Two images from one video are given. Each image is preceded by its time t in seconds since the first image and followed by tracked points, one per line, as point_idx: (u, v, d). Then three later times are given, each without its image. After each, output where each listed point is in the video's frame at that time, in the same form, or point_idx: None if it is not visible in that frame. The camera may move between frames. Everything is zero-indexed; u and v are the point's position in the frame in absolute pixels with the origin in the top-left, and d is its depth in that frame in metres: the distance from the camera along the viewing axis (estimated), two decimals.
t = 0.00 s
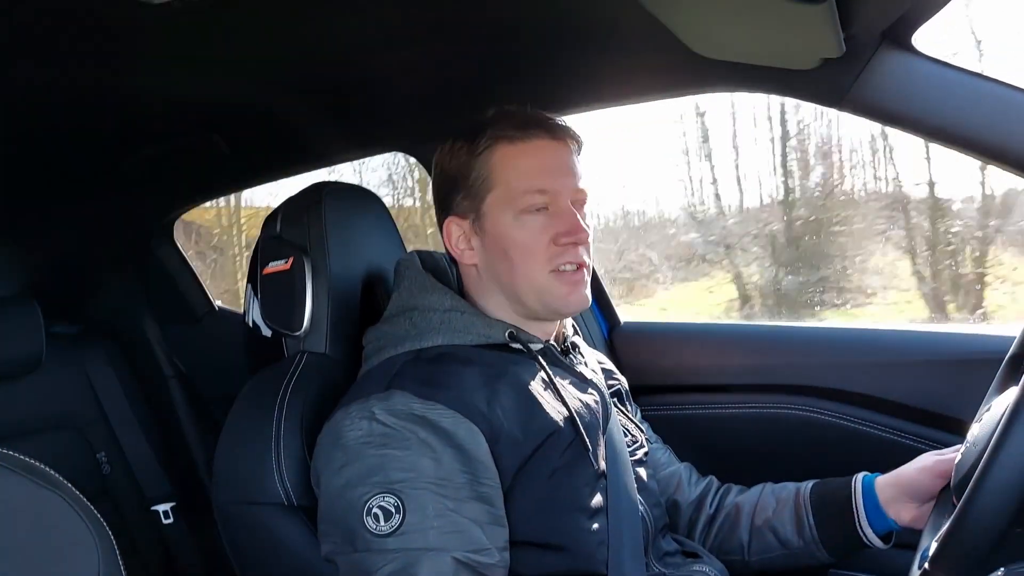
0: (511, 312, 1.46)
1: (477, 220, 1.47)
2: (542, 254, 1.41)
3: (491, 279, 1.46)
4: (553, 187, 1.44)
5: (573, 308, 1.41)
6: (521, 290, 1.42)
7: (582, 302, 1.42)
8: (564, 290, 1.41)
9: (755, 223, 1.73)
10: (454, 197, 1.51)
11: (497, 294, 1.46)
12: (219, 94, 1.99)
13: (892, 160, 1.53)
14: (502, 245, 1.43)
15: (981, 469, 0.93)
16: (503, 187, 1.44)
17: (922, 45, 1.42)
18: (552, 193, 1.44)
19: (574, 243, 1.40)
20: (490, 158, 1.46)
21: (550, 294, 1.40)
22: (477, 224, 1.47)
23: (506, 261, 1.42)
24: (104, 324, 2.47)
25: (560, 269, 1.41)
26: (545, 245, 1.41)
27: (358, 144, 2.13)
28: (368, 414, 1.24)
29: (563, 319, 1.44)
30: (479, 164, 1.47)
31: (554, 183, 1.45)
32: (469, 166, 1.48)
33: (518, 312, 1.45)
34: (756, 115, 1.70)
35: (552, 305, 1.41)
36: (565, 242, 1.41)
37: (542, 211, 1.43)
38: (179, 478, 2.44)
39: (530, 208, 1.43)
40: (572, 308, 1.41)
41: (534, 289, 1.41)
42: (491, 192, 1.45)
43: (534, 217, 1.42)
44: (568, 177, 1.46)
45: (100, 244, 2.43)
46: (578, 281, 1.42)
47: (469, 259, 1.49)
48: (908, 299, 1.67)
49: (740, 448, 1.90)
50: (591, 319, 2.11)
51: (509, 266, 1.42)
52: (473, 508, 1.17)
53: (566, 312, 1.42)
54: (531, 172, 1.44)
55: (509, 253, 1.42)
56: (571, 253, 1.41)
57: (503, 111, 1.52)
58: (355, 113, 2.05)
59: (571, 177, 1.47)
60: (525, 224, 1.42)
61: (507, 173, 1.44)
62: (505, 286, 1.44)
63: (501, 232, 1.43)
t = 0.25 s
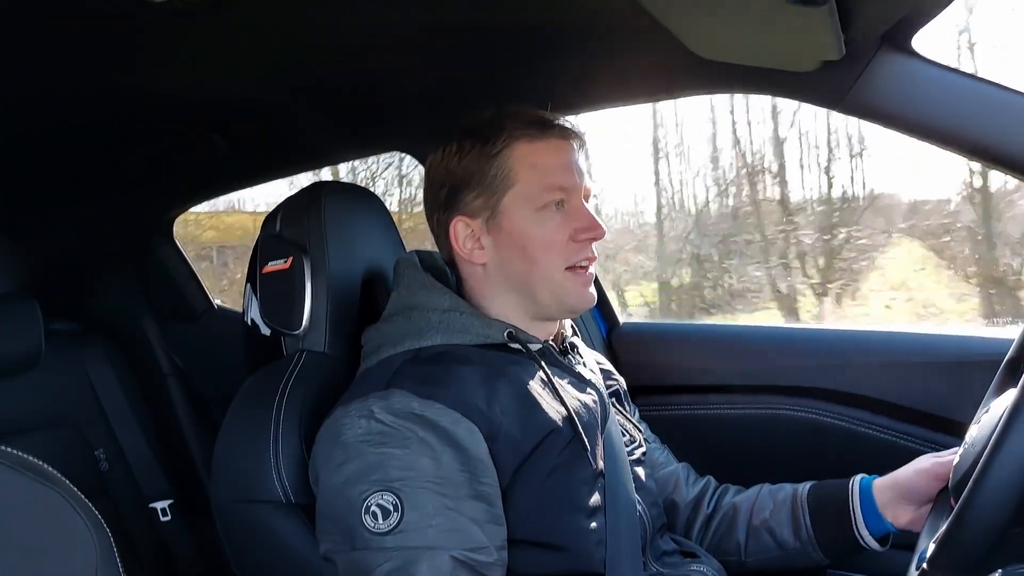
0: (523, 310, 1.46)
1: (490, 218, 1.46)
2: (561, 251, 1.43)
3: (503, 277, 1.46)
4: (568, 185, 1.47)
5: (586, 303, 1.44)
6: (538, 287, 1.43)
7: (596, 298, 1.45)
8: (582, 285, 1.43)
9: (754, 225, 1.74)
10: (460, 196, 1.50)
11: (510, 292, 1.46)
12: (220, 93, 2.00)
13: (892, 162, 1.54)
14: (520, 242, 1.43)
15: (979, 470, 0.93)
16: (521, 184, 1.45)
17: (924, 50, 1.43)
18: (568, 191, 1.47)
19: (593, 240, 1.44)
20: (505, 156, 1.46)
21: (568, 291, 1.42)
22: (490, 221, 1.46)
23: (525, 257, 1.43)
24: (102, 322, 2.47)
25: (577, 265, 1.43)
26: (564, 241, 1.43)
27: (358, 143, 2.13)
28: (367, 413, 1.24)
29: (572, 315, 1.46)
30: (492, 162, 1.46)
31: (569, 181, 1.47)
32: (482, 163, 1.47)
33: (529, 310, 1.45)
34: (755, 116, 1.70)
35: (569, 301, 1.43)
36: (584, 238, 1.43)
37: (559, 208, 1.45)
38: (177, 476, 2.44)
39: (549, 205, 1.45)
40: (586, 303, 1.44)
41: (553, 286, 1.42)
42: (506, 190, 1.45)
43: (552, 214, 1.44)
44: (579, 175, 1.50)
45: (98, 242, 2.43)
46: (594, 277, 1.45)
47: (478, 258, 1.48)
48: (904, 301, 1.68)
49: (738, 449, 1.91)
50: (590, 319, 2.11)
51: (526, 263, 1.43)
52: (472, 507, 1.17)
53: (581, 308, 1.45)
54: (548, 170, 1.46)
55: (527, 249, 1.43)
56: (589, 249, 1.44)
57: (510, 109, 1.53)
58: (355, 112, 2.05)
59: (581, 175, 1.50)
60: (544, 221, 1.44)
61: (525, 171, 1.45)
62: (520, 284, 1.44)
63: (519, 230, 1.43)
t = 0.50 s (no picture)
0: (524, 308, 1.46)
1: (491, 216, 1.46)
2: (563, 248, 1.42)
3: (505, 275, 1.45)
4: (569, 183, 1.46)
5: (588, 300, 1.44)
6: (540, 285, 1.42)
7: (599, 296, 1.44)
8: (584, 283, 1.43)
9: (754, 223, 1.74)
10: (462, 195, 1.49)
11: (512, 290, 1.45)
12: (218, 91, 1.99)
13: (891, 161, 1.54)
14: (522, 240, 1.43)
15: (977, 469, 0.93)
16: (522, 182, 1.45)
17: (922, 49, 1.43)
18: (569, 188, 1.46)
19: (594, 237, 1.43)
20: (507, 154, 1.46)
21: (570, 289, 1.42)
22: (492, 220, 1.46)
23: (526, 256, 1.42)
24: (100, 321, 2.46)
25: (579, 262, 1.43)
26: (565, 239, 1.42)
27: (357, 142, 2.13)
28: (366, 411, 1.24)
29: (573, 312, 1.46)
30: (493, 161, 1.46)
31: (570, 179, 1.47)
32: (483, 162, 1.47)
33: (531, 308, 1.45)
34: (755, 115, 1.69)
35: (570, 299, 1.42)
36: (586, 236, 1.43)
37: (561, 206, 1.45)
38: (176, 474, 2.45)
39: (550, 203, 1.44)
40: (588, 301, 1.43)
41: (555, 283, 1.41)
42: (507, 188, 1.45)
43: (554, 212, 1.44)
44: (581, 173, 1.49)
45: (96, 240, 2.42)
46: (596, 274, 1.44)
47: (479, 257, 1.48)
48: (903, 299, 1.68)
49: (736, 447, 1.91)
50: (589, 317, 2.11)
51: (528, 261, 1.42)
52: (471, 506, 1.17)
53: (583, 306, 1.44)
54: (549, 167, 1.46)
55: (529, 248, 1.42)
56: (591, 247, 1.43)
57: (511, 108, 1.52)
58: (354, 110, 2.05)
59: (582, 173, 1.50)
60: (546, 219, 1.43)
61: (526, 169, 1.45)
62: (522, 282, 1.43)
63: (520, 228, 1.43)
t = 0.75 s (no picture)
0: (518, 308, 1.46)
1: (484, 217, 1.46)
2: (555, 249, 1.41)
3: (499, 275, 1.45)
4: (562, 183, 1.45)
5: (581, 301, 1.43)
6: (533, 286, 1.42)
7: (592, 296, 1.44)
8: (577, 284, 1.42)
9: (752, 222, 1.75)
10: (456, 195, 1.50)
11: (506, 291, 1.45)
12: (216, 91, 1.99)
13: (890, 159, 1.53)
14: (514, 241, 1.43)
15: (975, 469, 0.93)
16: (513, 182, 1.44)
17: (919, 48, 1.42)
18: (562, 188, 1.45)
19: (587, 238, 1.42)
20: (499, 154, 1.46)
21: (563, 290, 1.41)
22: (484, 221, 1.46)
23: (519, 257, 1.42)
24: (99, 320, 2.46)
25: (573, 263, 1.42)
26: (557, 240, 1.42)
27: (355, 141, 2.13)
28: (363, 411, 1.23)
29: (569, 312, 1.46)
30: (486, 161, 1.46)
31: (562, 179, 1.46)
32: (476, 163, 1.47)
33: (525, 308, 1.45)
34: (753, 113, 1.69)
35: (563, 299, 1.42)
36: (578, 236, 1.42)
37: (553, 207, 1.44)
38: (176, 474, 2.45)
39: (542, 204, 1.43)
40: (581, 302, 1.43)
41: (548, 284, 1.41)
42: (499, 188, 1.45)
43: (546, 212, 1.43)
44: (574, 172, 1.48)
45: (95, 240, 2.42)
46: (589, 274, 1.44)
47: (473, 257, 1.48)
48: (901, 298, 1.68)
49: (735, 446, 1.91)
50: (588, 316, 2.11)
51: (521, 262, 1.42)
52: (467, 507, 1.17)
53: (577, 306, 1.44)
54: (541, 167, 1.45)
55: (521, 249, 1.42)
56: (583, 247, 1.43)
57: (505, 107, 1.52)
58: (352, 109, 2.04)
59: (576, 173, 1.49)
60: (538, 220, 1.43)
61: (518, 170, 1.45)
62: (515, 283, 1.43)
63: (512, 229, 1.43)
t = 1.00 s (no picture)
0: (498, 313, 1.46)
1: (460, 222, 1.47)
2: (521, 257, 1.40)
3: (477, 280, 1.46)
4: (533, 189, 1.43)
5: (554, 309, 1.41)
6: (504, 292, 1.42)
7: (564, 305, 1.41)
8: (545, 292, 1.40)
9: (750, 221, 1.75)
10: (442, 199, 1.52)
11: (484, 295, 1.46)
12: (214, 92, 1.99)
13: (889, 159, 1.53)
14: (483, 248, 1.43)
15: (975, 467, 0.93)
16: (482, 189, 1.43)
17: (920, 48, 1.41)
18: (533, 194, 1.43)
19: (553, 246, 1.39)
20: (470, 161, 1.45)
21: (531, 298, 1.40)
22: (461, 226, 1.47)
23: (489, 263, 1.42)
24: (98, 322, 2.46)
25: (540, 271, 1.40)
26: (524, 248, 1.40)
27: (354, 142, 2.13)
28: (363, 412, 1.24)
29: (547, 318, 1.44)
30: (461, 167, 1.47)
31: (534, 185, 1.43)
32: (454, 168, 1.48)
33: (504, 313, 1.45)
34: (751, 113, 1.69)
35: (534, 307, 1.41)
36: (544, 245, 1.39)
37: (522, 213, 1.42)
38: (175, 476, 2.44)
39: (510, 210, 1.41)
40: (552, 310, 1.41)
41: (516, 291, 1.40)
42: (472, 195, 1.45)
43: (514, 219, 1.41)
44: (550, 177, 1.44)
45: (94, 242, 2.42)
46: (560, 283, 1.40)
47: (458, 261, 1.50)
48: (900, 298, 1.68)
49: (734, 446, 1.91)
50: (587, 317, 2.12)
51: (491, 268, 1.42)
52: (468, 506, 1.17)
53: (549, 314, 1.41)
54: (510, 173, 1.43)
55: (490, 255, 1.42)
56: (552, 256, 1.39)
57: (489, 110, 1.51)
58: (350, 110, 2.04)
59: (553, 175, 1.45)
60: (505, 227, 1.41)
61: (488, 176, 1.43)
62: (490, 288, 1.44)
63: (482, 235, 1.43)
